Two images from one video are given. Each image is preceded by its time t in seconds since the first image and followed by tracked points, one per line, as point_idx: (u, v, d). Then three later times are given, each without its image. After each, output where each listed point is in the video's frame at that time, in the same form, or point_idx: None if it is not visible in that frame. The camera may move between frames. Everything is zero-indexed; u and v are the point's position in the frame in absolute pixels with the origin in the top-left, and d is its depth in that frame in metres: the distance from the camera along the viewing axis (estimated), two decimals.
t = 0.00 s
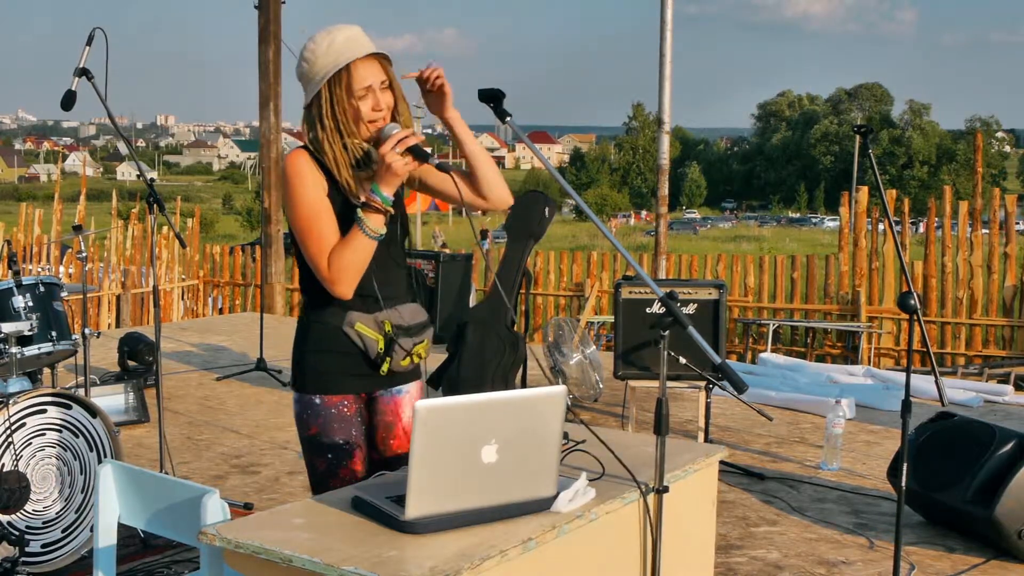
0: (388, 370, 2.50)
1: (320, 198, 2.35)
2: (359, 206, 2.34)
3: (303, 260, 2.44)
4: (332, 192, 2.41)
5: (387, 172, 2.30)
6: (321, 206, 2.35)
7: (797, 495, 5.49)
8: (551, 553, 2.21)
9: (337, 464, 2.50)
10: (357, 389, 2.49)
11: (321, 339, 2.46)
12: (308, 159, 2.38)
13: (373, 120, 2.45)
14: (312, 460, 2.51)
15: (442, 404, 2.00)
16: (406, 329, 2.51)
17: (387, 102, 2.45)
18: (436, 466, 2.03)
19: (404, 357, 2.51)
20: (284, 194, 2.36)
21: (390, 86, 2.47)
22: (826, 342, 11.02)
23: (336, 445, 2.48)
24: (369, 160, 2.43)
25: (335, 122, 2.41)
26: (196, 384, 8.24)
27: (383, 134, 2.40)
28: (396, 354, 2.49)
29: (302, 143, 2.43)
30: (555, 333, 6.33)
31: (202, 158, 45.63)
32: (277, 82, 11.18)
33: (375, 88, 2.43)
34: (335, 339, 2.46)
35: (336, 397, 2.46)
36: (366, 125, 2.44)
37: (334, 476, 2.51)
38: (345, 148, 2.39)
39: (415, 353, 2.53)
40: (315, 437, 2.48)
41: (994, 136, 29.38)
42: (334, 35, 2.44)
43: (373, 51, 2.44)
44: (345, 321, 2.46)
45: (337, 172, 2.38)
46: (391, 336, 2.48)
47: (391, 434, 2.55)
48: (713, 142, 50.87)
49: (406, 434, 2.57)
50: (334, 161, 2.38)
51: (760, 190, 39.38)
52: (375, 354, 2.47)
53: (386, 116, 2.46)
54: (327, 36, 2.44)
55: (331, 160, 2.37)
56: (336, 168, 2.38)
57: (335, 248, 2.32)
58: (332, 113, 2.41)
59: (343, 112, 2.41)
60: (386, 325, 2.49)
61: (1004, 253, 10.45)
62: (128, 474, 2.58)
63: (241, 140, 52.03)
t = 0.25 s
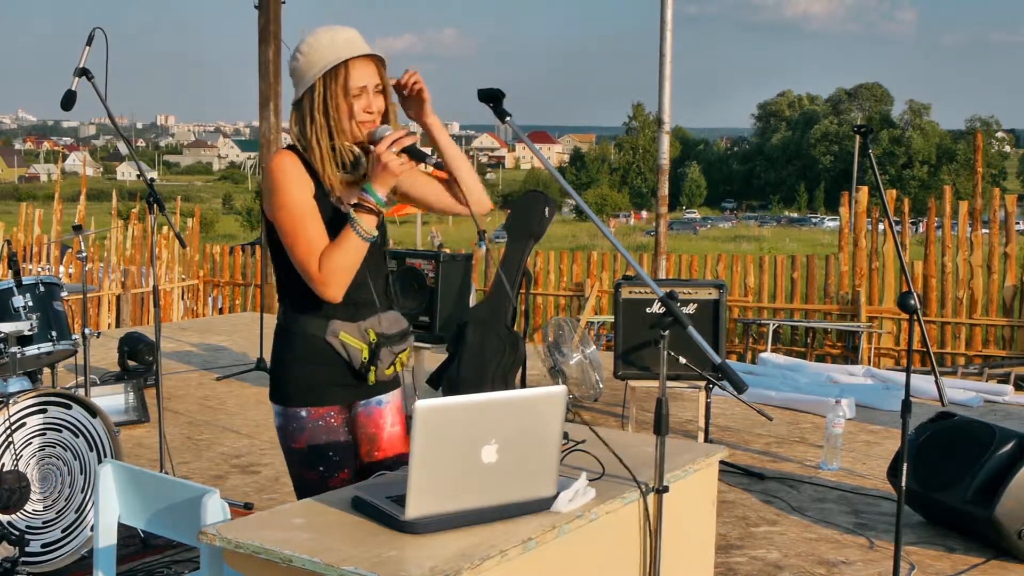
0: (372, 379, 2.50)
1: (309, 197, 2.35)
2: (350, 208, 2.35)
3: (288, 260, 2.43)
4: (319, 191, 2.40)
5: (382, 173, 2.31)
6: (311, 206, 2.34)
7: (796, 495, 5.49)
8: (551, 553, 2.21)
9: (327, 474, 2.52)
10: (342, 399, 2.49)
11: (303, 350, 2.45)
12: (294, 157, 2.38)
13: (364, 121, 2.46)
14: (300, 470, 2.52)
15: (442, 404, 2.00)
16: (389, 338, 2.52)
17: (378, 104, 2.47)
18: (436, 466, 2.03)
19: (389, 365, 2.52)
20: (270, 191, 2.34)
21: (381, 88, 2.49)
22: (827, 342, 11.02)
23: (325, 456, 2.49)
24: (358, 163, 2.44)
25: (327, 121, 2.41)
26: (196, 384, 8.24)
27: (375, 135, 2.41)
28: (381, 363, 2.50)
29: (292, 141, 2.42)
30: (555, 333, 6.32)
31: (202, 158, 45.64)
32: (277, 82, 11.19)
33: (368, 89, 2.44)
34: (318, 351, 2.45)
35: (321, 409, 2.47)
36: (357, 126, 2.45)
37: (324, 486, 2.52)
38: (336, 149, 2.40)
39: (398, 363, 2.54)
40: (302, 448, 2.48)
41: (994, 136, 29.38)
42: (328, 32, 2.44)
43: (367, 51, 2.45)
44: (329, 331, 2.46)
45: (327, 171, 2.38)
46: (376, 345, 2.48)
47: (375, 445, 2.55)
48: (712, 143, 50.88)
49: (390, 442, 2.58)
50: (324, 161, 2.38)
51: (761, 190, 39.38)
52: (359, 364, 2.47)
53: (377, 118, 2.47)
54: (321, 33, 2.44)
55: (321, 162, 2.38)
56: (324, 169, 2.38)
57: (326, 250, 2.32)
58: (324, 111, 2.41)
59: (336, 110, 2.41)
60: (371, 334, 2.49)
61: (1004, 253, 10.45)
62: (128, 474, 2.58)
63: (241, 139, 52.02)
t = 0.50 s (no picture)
0: (376, 371, 2.52)
1: (312, 188, 2.34)
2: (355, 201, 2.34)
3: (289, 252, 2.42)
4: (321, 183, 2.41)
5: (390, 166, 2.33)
6: (315, 198, 2.33)
7: (796, 495, 5.49)
8: (552, 553, 2.21)
9: (332, 472, 2.52)
10: (344, 394, 2.49)
11: (304, 347, 2.44)
12: (298, 147, 2.37)
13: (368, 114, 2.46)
14: (302, 470, 2.51)
15: (442, 404, 2.00)
16: (389, 328, 2.55)
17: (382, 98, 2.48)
18: (436, 466, 2.03)
19: (389, 356, 2.54)
20: (273, 182, 2.33)
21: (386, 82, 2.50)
22: (827, 342, 11.02)
23: (330, 453, 2.50)
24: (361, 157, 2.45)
25: (333, 111, 2.41)
26: (196, 384, 8.24)
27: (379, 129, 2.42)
28: (383, 354, 2.53)
29: (296, 130, 2.40)
30: (555, 333, 6.32)
31: (202, 158, 45.63)
32: (277, 82, 11.18)
33: (374, 82, 2.45)
34: (320, 347, 2.45)
35: (326, 406, 2.47)
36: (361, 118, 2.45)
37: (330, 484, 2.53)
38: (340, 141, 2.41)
39: (397, 352, 2.57)
40: (307, 447, 2.48)
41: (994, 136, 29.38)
42: (335, 22, 2.44)
43: (373, 43, 2.45)
44: (332, 326, 2.45)
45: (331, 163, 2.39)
46: (380, 337, 2.50)
47: (373, 436, 2.56)
48: (713, 143, 50.89)
49: (386, 432, 2.59)
50: (328, 152, 2.38)
51: (761, 190, 39.39)
52: (363, 357, 2.48)
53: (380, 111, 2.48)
54: (328, 22, 2.44)
55: (326, 153, 2.38)
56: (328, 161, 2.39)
57: (331, 242, 2.31)
58: (331, 101, 2.41)
59: (342, 100, 2.42)
60: (373, 326, 2.51)
61: (1004, 253, 10.45)
62: (127, 474, 2.58)
63: (241, 139, 52.02)
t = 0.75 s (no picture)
0: (384, 369, 2.53)
1: (321, 188, 2.34)
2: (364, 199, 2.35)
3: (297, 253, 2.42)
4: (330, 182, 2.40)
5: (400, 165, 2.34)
6: (325, 197, 2.33)
7: (796, 495, 5.49)
8: (552, 553, 2.21)
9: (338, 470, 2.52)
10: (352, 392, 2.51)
11: (312, 345, 2.44)
12: (308, 148, 2.37)
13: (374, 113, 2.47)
14: (309, 470, 2.51)
15: (442, 404, 2.00)
16: (398, 328, 2.55)
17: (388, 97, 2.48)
18: (436, 466, 2.03)
19: (398, 356, 2.55)
20: (282, 184, 2.33)
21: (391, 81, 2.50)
22: (827, 342, 11.01)
23: (335, 450, 2.50)
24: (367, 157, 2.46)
25: (341, 111, 2.41)
26: (196, 383, 8.24)
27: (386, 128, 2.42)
28: (392, 353, 2.53)
29: (304, 131, 2.40)
30: (555, 333, 6.33)
31: (202, 158, 45.62)
32: (277, 82, 11.18)
33: (381, 81, 2.46)
34: (328, 345, 2.45)
35: (334, 405, 2.48)
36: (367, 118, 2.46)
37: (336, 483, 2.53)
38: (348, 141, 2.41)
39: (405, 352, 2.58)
40: (314, 446, 2.48)
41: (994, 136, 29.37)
42: (340, 23, 2.44)
43: (378, 43, 2.45)
44: (341, 326, 2.45)
45: (339, 162, 2.39)
46: (389, 337, 2.50)
47: (380, 434, 2.57)
48: (713, 143, 50.88)
49: (391, 431, 2.60)
50: (337, 153, 2.39)
51: (761, 189, 39.39)
52: (372, 356, 2.49)
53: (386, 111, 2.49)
54: (333, 24, 2.44)
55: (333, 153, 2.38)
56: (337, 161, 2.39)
57: (342, 240, 2.31)
58: (339, 102, 2.41)
59: (350, 101, 2.42)
60: (382, 326, 2.51)
61: (1004, 253, 10.45)
62: (127, 474, 2.58)
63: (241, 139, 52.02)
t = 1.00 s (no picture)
0: (396, 372, 2.51)
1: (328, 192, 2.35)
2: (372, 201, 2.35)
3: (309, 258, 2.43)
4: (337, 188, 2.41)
5: (406, 167, 2.34)
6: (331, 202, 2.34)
7: (796, 495, 5.49)
8: (551, 553, 2.21)
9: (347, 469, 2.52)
10: (365, 393, 2.50)
11: (327, 346, 2.45)
12: (313, 156, 2.37)
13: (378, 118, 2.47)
14: (319, 467, 2.52)
15: (442, 404, 2.00)
16: (411, 329, 2.53)
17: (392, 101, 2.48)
18: (436, 466, 2.03)
19: (411, 358, 2.52)
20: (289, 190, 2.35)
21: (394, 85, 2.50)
22: (827, 341, 11.01)
23: (344, 450, 2.50)
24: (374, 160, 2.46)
25: (345, 118, 2.42)
26: (196, 383, 8.24)
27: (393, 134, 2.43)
28: (405, 355, 2.51)
29: (309, 141, 2.41)
30: (555, 333, 6.33)
31: (202, 158, 45.64)
32: (277, 81, 11.18)
33: (385, 86, 2.45)
34: (342, 345, 2.45)
35: (344, 404, 2.47)
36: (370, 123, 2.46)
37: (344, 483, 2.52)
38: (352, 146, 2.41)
39: (420, 354, 2.55)
40: (324, 444, 2.49)
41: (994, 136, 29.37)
42: (337, 32, 2.45)
43: (379, 48, 2.45)
44: (352, 325, 2.46)
45: (347, 168, 2.40)
46: (399, 337, 2.49)
47: (391, 439, 2.56)
48: (713, 143, 50.88)
49: (405, 436, 2.58)
50: (343, 158, 2.39)
51: (761, 190, 39.38)
52: (383, 357, 2.48)
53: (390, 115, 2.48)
54: (330, 33, 2.44)
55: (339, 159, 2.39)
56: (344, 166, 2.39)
57: (350, 242, 2.32)
58: (342, 109, 2.41)
59: (356, 109, 2.42)
60: (393, 326, 2.50)
61: (1004, 253, 10.45)
62: (128, 475, 2.58)
63: (241, 139, 51.99)
